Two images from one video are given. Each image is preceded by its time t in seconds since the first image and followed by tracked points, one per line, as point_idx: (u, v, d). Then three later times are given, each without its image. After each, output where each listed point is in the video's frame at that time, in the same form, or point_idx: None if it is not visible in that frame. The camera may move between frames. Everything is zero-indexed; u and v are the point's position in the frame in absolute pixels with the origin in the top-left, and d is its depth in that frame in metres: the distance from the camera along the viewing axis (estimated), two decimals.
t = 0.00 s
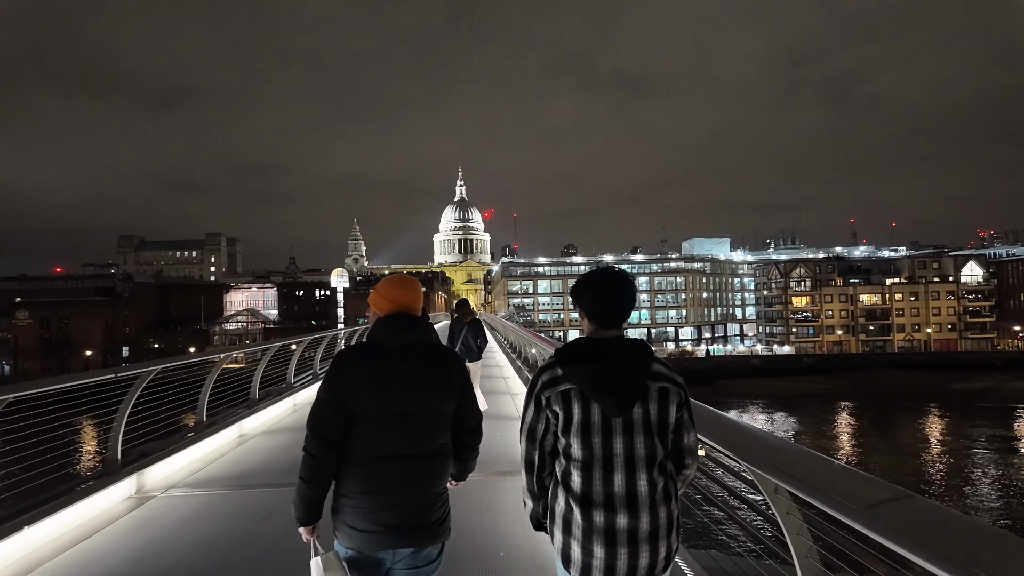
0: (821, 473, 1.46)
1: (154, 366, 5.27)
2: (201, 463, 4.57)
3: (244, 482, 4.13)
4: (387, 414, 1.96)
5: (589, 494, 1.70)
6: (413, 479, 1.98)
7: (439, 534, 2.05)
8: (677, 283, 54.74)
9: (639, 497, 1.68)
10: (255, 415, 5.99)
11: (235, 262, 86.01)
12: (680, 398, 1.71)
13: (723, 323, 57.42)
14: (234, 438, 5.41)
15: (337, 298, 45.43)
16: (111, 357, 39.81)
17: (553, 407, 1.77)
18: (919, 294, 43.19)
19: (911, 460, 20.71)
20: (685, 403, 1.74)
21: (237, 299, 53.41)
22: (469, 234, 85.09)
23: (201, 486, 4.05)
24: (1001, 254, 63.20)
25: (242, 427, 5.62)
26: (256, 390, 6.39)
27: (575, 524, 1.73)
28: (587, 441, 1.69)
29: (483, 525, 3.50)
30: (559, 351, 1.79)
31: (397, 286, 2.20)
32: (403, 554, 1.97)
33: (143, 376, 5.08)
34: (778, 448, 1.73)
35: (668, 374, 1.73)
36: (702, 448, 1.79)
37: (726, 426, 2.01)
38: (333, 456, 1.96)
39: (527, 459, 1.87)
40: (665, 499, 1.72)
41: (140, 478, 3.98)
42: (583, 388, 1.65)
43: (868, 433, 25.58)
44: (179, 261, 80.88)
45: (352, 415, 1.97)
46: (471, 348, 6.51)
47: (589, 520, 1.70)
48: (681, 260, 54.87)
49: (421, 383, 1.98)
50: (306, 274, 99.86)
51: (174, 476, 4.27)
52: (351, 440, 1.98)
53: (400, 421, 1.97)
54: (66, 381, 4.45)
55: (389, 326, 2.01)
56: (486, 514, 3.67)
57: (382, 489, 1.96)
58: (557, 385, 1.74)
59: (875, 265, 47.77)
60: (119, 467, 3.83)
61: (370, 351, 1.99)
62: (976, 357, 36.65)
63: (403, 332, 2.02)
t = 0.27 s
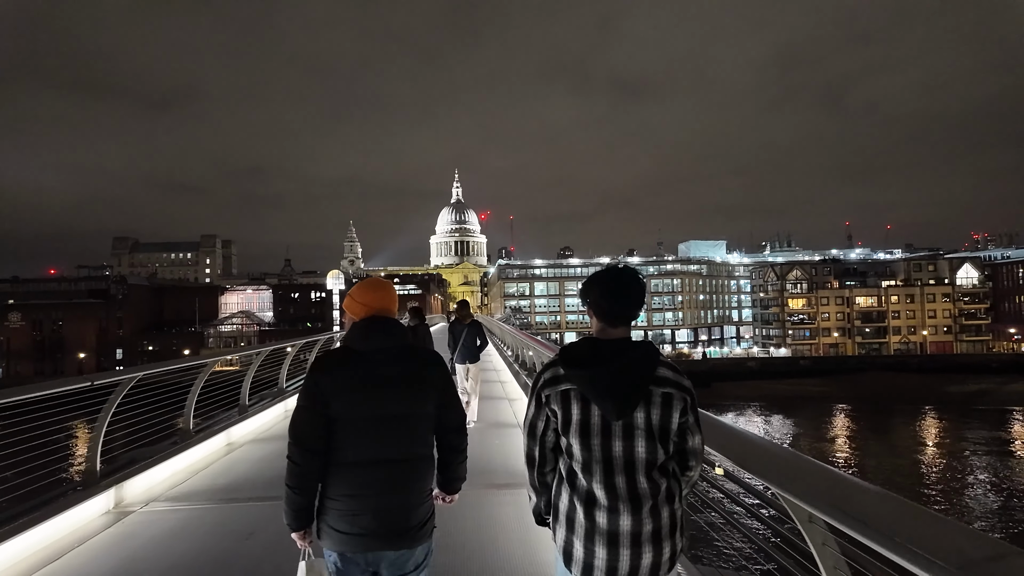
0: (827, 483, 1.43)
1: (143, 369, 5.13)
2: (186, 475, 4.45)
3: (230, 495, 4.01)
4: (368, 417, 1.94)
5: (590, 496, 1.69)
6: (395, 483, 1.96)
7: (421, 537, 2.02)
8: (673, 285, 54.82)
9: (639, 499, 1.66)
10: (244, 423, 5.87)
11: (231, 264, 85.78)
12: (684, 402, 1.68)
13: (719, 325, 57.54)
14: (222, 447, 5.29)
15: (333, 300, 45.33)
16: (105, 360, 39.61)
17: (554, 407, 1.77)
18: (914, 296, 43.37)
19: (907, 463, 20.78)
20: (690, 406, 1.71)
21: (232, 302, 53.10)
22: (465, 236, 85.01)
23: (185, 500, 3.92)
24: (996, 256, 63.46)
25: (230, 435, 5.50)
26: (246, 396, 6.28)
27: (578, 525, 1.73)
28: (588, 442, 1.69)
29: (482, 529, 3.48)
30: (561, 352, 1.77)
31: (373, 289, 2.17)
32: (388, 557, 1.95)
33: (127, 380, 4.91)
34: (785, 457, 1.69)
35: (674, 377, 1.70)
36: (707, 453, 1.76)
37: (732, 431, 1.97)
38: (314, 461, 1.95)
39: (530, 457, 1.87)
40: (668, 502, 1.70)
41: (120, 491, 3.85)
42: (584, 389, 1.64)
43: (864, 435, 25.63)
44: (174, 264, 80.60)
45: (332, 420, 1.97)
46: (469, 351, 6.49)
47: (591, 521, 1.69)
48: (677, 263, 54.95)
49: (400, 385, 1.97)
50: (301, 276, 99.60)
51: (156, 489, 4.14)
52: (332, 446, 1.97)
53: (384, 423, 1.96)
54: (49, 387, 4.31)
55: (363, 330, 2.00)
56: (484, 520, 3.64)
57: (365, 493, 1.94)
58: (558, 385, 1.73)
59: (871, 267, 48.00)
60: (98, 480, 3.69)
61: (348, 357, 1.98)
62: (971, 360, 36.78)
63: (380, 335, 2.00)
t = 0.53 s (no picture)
0: (830, 480, 1.41)
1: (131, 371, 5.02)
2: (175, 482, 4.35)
3: (218, 502, 3.90)
4: (360, 413, 1.93)
5: (588, 493, 1.68)
6: (387, 480, 1.94)
7: (415, 532, 2.00)
8: (672, 288, 54.88)
9: (638, 497, 1.64)
10: (236, 428, 5.77)
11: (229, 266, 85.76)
12: (689, 399, 1.66)
13: (718, 328, 57.56)
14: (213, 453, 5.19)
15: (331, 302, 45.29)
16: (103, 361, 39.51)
17: (556, 402, 1.76)
18: (914, 299, 43.44)
19: (907, 465, 20.77)
20: (695, 403, 1.69)
21: (230, 304, 53.05)
22: (464, 239, 85.01)
23: (172, 508, 3.81)
24: (994, 259, 63.60)
25: (221, 440, 5.40)
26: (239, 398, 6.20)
27: (576, 525, 1.72)
28: (589, 439, 1.67)
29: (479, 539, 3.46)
30: (561, 350, 1.76)
31: (368, 283, 2.17)
32: (379, 556, 1.93)
33: (110, 383, 4.78)
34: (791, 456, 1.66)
35: (678, 374, 1.68)
36: (710, 452, 1.74)
37: (741, 430, 1.94)
38: (303, 458, 1.95)
39: (530, 454, 1.87)
40: (669, 501, 1.68)
41: (101, 500, 3.73)
42: (584, 385, 1.64)
43: (863, 438, 25.63)
44: (172, 265, 80.60)
45: (321, 416, 1.95)
46: (470, 352, 6.48)
47: (589, 521, 1.68)
48: (676, 265, 54.97)
49: (393, 382, 1.96)
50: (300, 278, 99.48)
51: (141, 497, 4.03)
52: (322, 442, 1.96)
53: (376, 419, 1.94)
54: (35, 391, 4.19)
55: (358, 326, 1.98)
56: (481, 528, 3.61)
57: (357, 490, 1.92)
58: (560, 381, 1.73)
59: (870, 270, 48.01)
60: (81, 487, 3.59)
61: (341, 352, 1.96)
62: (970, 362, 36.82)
63: (369, 331, 1.99)
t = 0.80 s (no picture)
0: (829, 486, 1.40)
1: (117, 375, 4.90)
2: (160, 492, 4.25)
3: (203, 516, 3.80)
4: (374, 417, 1.91)
5: (580, 512, 1.66)
6: (397, 485, 1.92)
7: (421, 540, 1.97)
8: (671, 290, 54.85)
9: (633, 514, 1.62)
10: (226, 434, 5.68)
11: (227, 268, 85.58)
12: (681, 411, 1.64)
13: (717, 330, 57.54)
14: (202, 462, 5.09)
15: (329, 304, 45.18)
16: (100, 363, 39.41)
17: (545, 421, 1.74)
18: (913, 301, 43.44)
19: (905, 467, 20.79)
20: (686, 415, 1.68)
21: (228, 305, 52.97)
22: (463, 240, 84.91)
23: (154, 522, 3.70)
24: (994, 262, 63.63)
25: (210, 448, 5.30)
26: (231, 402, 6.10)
27: (568, 541, 1.70)
28: (579, 457, 1.66)
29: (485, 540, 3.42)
30: (552, 364, 1.74)
31: (381, 286, 2.15)
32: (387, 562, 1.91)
33: (94, 388, 4.66)
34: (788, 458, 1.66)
35: (671, 385, 1.66)
36: (704, 463, 1.72)
37: (744, 434, 1.92)
38: (314, 462, 1.92)
39: (520, 471, 1.85)
40: (662, 517, 1.67)
41: (83, 512, 3.63)
42: (575, 404, 1.61)
43: (862, 441, 25.61)
44: (169, 267, 80.41)
45: (335, 420, 1.92)
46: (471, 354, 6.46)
47: (580, 538, 1.67)
48: (675, 267, 54.94)
49: (409, 386, 1.94)
50: (298, 279, 99.36)
51: (123, 509, 3.93)
52: (333, 447, 1.93)
53: (387, 423, 1.91)
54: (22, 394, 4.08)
55: (374, 329, 1.97)
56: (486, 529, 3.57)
57: (367, 496, 1.90)
58: (549, 400, 1.71)
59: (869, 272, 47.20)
60: (61, 499, 3.50)
61: (354, 356, 1.94)
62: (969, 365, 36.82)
63: (384, 335, 1.97)
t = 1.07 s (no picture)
0: (831, 477, 1.40)
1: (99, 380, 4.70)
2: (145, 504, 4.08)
3: (189, 530, 3.63)
4: (380, 415, 1.89)
5: (570, 509, 1.64)
6: (398, 486, 1.90)
7: (424, 539, 1.97)
8: (669, 291, 54.88)
9: (624, 508, 1.61)
10: (214, 441, 5.52)
11: (224, 269, 85.36)
12: (667, 403, 1.64)
13: (715, 331, 57.61)
14: (189, 471, 4.92)
15: (327, 306, 45.08)
16: (95, 364, 39.25)
17: (532, 416, 1.72)
18: (910, 303, 43.56)
19: (902, 469, 20.91)
20: (674, 407, 1.67)
21: (224, 306, 52.79)
22: (460, 241, 84.86)
23: (135, 538, 3.52)
24: (991, 263, 63.82)
25: (197, 456, 5.13)
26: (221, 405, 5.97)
27: (558, 539, 1.68)
28: (569, 451, 1.63)
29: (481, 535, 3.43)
30: (537, 359, 1.72)
31: (381, 285, 2.12)
32: (386, 561, 1.90)
33: (72, 395, 4.46)
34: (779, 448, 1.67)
35: (657, 377, 1.65)
36: (694, 455, 1.72)
37: (741, 432, 1.92)
38: (319, 463, 1.88)
39: (506, 468, 1.83)
40: (655, 510, 1.65)
41: (58, 528, 3.43)
42: (561, 396, 1.59)
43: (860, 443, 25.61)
44: (166, 268, 80.14)
45: (341, 420, 1.89)
46: (470, 355, 6.46)
47: (570, 535, 1.64)
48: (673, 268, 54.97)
49: (410, 383, 1.92)
50: (295, 281, 99.15)
51: (103, 523, 3.74)
52: (338, 447, 1.90)
53: (391, 423, 1.90)
54: None
55: (382, 327, 1.95)
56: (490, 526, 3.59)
57: (372, 493, 1.88)
58: (535, 394, 1.68)
59: (866, 274, 47.69)
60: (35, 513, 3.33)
61: (357, 353, 1.91)
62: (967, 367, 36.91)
63: (390, 334, 1.95)
